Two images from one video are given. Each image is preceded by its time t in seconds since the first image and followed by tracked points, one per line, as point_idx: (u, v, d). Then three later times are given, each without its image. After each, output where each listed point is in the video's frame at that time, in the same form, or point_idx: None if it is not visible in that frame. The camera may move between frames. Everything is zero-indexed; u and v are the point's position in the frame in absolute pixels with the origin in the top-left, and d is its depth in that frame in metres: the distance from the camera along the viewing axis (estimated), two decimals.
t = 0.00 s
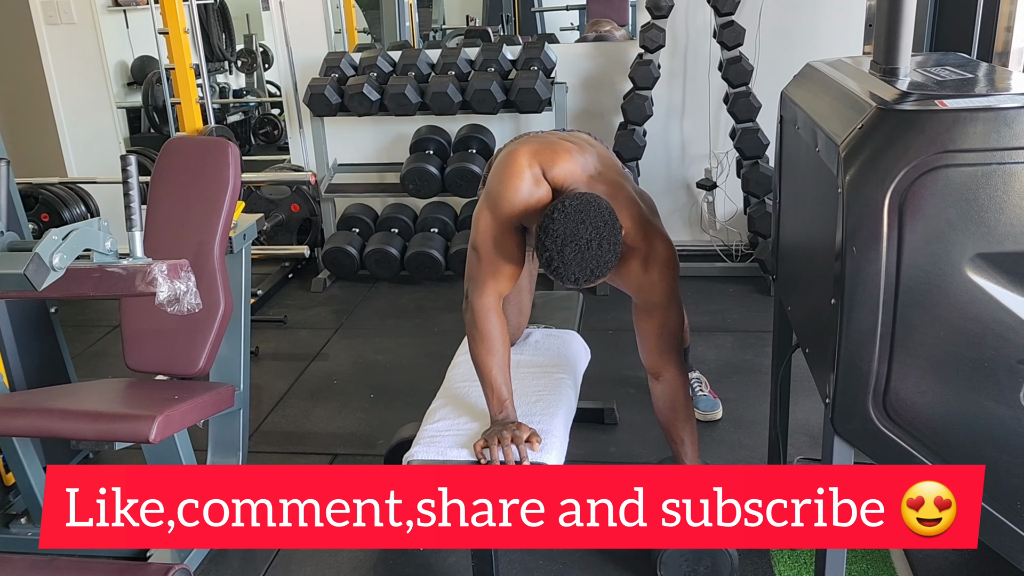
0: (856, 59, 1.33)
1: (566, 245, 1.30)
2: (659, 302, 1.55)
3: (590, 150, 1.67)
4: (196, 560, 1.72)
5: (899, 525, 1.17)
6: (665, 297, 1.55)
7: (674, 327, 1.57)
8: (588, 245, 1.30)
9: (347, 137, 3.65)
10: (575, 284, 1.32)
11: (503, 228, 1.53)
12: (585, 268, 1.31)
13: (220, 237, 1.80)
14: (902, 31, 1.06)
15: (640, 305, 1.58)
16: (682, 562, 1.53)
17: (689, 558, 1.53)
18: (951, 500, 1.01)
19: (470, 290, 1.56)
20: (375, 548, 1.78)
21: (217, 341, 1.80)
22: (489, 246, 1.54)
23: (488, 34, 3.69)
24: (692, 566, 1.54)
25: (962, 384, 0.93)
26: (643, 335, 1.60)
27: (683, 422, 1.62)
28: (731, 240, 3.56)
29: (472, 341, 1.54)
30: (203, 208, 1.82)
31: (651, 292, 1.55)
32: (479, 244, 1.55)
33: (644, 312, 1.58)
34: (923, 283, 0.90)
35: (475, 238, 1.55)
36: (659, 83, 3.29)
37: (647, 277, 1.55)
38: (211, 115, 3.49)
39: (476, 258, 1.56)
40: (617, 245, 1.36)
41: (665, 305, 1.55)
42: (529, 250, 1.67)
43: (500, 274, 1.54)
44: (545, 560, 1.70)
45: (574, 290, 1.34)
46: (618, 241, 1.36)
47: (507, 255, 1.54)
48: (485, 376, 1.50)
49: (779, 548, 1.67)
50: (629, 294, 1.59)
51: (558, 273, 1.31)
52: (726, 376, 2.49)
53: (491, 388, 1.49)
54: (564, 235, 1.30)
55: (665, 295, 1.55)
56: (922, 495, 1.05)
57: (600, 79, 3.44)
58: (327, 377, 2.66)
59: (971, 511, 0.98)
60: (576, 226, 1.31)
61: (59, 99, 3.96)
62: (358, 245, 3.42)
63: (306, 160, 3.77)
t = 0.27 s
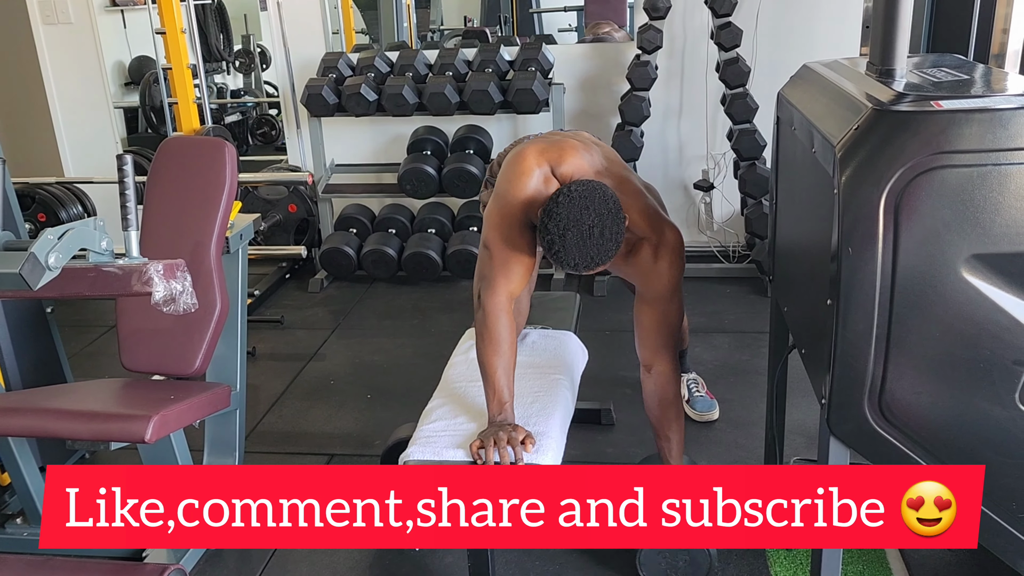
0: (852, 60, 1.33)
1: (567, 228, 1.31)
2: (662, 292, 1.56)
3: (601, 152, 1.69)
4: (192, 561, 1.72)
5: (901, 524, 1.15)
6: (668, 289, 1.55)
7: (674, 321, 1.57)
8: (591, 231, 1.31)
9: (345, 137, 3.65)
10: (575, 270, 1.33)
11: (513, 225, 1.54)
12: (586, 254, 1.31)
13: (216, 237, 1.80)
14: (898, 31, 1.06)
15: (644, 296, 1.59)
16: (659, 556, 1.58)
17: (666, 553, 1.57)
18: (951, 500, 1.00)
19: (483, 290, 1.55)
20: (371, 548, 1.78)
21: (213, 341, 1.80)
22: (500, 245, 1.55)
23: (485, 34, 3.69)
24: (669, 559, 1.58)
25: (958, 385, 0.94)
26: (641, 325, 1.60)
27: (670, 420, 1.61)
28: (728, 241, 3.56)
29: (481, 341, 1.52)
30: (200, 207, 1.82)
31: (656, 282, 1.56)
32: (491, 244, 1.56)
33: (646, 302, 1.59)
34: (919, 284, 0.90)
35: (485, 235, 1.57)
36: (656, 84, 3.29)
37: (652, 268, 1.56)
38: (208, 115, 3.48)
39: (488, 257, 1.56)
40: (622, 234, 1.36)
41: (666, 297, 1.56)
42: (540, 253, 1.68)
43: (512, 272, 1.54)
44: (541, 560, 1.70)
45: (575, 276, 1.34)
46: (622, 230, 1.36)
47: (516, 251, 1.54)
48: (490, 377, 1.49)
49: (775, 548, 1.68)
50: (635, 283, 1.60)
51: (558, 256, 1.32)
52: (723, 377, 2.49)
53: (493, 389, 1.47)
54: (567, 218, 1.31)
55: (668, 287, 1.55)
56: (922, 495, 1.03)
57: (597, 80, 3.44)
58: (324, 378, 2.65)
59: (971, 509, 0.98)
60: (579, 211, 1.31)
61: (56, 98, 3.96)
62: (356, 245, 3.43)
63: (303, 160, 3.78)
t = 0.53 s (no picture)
0: (850, 62, 1.33)
1: (556, 225, 1.31)
2: (656, 290, 1.57)
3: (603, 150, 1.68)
4: (191, 560, 1.72)
5: (900, 524, 1.15)
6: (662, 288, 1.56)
7: (663, 320, 1.58)
8: (579, 229, 1.31)
9: (344, 137, 3.65)
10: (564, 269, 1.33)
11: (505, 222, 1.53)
12: (574, 252, 1.31)
13: (214, 237, 1.80)
14: (895, 32, 1.06)
15: (638, 291, 1.60)
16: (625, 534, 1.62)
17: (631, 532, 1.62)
18: (951, 500, 1.00)
19: (479, 290, 1.55)
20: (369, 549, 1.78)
21: (212, 341, 1.80)
22: (494, 244, 1.54)
23: (485, 36, 3.69)
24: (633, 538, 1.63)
25: (955, 385, 0.94)
26: (631, 318, 1.62)
27: (644, 412, 1.60)
28: (727, 243, 3.57)
29: (477, 342, 1.52)
30: (199, 207, 1.82)
31: (650, 281, 1.57)
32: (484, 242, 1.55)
33: (639, 297, 1.60)
34: (916, 284, 0.90)
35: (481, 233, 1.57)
36: (655, 86, 3.29)
37: (648, 266, 1.57)
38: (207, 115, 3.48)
39: (484, 256, 1.56)
40: (613, 233, 1.35)
41: (659, 296, 1.57)
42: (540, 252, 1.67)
43: (507, 271, 1.53)
44: (539, 561, 1.70)
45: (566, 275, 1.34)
46: (613, 228, 1.35)
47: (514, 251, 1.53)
48: (486, 379, 1.48)
49: (773, 549, 1.68)
50: (631, 278, 1.61)
51: (547, 254, 1.32)
52: (721, 378, 2.49)
53: (491, 393, 1.47)
54: (554, 214, 1.32)
55: (663, 287, 1.56)
56: (922, 495, 1.04)
57: (596, 81, 3.45)
58: (322, 378, 2.65)
59: (971, 509, 0.97)
60: (568, 207, 1.32)
61: (56, 99, 3.96)
62: (355, 246, 3.43)
63: (302, 161, 3.78)
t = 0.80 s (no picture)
0: (850, 64, 1.33)
1: (542, 244, 1.30)
2: (637, 311, 1.57)
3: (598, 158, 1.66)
4: (191, 560, 1.72)
5: (901, 524, 1.16)
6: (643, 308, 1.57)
7: (643, 338, 1.59)
8: (566, 248, 1.30)
9: (345, 138, 3.65)
10: (551, 288, 1.31)
11: (493, 229, 1.52)
12: (561, 271, 1.30)
13: (215, 238, 1.80)
14: (895, 34, 1.07)
15: (619, 309, 1.60)
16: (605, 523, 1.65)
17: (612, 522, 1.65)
18: (951, 501, 1.00)
19: (467, 292, 1.56)
20: (369, 549, 1.78)
21: (213, 341, 1.80)
22: (483, 249, 1.54)
23: (486, 37, 3.70)
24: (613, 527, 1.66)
25: (954, 387, 0.94)
26: (611, 335, 1.62)
27: (620, 420, 1.64)
28: (727, 244, 3.57)
29: (467, 344, 1.53)
30: (200, 207, 1.82)
31: (633, 300, 1.57)
32: (473, 247, 1.55)
33: (620, 316, 1.60)
34: (916, 286, 0.91)
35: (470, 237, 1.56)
36: (656, 87, 3.30)
37: (630, 286, 1.56)
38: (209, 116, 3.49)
39: (472, 261, 1.56)
40: (599, 251, 1.34)
41: (640, 316, 1.57)
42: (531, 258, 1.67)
43: (495, 277, 1.53)
44: (539, 561, 1.70)
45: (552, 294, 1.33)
46: (600, 248, 1.34)
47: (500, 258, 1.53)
48: (479, 380, 1.50)
49: (773, 550, 1.68)
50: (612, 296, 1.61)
51: (533, 274, 1.31)
52: (721, 380, 2.49)
53: (486, 394, 1.48)
54: (542, 235, 1.31)
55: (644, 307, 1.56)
56: (922, 495, 1.04)
57: (597, 83, 3.45)
58: (323, 379, 2.66)
59: (971, 510, 0.97)
60: (555, 227, 1.31)
61: (58, 100, 3.97)
62: (356, 246, 3.43)
63: (303, 162, 3.79)
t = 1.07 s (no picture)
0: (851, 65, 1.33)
1: (550, 238, 1.31)
2: (633, 310, 1.57)
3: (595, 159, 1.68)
4: (192, 560, 1.73)
5: (900, 524, 1.16)
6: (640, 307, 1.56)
7: (640, 336, 1.59)
8: (574, 241, 1.31)
9: (347, 139, 3.66)
10: (559, 283, 1.32)
11: (493, 230, 1.54)
12: (568, 265, 1.31)
13: (217, 238, 1.81)
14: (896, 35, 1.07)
15: (615, 308, 1.60)
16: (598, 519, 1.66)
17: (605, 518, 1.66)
18: (951, 501, 1.00)
19: (466, 293, 1.56)
20: (370, 549, 1.79)
21: (215, 341, 1.81)
22: (482, 248, 1.55)
23: (488, 38, 3.70)
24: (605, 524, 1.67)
25: (954, 388, 0.94)
26: (608, 334, 1.62)
27: (616, 419, 1.63)
28: (729, 245, 3.56)
29: (467, 345, 1.53)
30: (202, 207, 1.83)
31: (628, 299, 1.57)
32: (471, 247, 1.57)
33: (616, 315, 1.60)
34: (916, 287, 0.91)
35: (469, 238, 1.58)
36: (658, 88, 3.30)
37: (626, 285, 1.56)
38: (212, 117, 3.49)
39: (470, 261, 1.57)
40: (604, 245, 1.36)
41: (636, 314, 1.57)
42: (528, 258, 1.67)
43: (494, 277, 1.55)
44: (539, 561, 1.70)
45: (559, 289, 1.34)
46: (605, 242, 1.36)
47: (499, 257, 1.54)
48: (480, 380, 1.49)
49: (773, 551, 1.68)
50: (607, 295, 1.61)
51: (541, 269, 1.32)
52: (723, 381, 2.49)
53: (486, 393, 1.48)
54: (550, 229, 1.32)
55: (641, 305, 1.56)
56: (922, 495, 1.04)
57: (599, 84, 3.45)
58: (324, 379, 2.66)
59: (971, 510, 0.97)
60: (562, 221, 1.32)
61: (61, 100, 3.98)
62: (358, 246, 3.44)
63: (306, 162, 3.79)
